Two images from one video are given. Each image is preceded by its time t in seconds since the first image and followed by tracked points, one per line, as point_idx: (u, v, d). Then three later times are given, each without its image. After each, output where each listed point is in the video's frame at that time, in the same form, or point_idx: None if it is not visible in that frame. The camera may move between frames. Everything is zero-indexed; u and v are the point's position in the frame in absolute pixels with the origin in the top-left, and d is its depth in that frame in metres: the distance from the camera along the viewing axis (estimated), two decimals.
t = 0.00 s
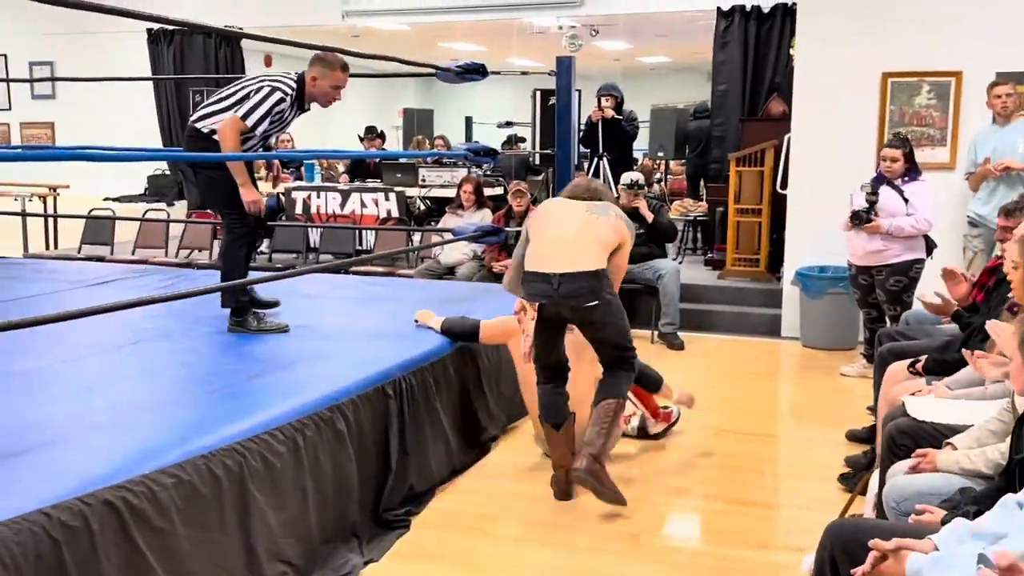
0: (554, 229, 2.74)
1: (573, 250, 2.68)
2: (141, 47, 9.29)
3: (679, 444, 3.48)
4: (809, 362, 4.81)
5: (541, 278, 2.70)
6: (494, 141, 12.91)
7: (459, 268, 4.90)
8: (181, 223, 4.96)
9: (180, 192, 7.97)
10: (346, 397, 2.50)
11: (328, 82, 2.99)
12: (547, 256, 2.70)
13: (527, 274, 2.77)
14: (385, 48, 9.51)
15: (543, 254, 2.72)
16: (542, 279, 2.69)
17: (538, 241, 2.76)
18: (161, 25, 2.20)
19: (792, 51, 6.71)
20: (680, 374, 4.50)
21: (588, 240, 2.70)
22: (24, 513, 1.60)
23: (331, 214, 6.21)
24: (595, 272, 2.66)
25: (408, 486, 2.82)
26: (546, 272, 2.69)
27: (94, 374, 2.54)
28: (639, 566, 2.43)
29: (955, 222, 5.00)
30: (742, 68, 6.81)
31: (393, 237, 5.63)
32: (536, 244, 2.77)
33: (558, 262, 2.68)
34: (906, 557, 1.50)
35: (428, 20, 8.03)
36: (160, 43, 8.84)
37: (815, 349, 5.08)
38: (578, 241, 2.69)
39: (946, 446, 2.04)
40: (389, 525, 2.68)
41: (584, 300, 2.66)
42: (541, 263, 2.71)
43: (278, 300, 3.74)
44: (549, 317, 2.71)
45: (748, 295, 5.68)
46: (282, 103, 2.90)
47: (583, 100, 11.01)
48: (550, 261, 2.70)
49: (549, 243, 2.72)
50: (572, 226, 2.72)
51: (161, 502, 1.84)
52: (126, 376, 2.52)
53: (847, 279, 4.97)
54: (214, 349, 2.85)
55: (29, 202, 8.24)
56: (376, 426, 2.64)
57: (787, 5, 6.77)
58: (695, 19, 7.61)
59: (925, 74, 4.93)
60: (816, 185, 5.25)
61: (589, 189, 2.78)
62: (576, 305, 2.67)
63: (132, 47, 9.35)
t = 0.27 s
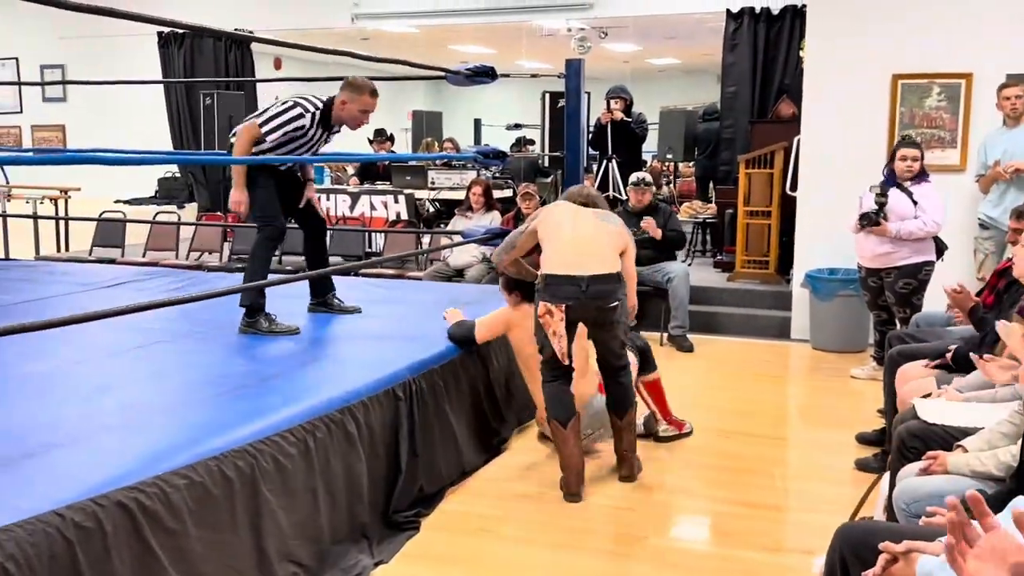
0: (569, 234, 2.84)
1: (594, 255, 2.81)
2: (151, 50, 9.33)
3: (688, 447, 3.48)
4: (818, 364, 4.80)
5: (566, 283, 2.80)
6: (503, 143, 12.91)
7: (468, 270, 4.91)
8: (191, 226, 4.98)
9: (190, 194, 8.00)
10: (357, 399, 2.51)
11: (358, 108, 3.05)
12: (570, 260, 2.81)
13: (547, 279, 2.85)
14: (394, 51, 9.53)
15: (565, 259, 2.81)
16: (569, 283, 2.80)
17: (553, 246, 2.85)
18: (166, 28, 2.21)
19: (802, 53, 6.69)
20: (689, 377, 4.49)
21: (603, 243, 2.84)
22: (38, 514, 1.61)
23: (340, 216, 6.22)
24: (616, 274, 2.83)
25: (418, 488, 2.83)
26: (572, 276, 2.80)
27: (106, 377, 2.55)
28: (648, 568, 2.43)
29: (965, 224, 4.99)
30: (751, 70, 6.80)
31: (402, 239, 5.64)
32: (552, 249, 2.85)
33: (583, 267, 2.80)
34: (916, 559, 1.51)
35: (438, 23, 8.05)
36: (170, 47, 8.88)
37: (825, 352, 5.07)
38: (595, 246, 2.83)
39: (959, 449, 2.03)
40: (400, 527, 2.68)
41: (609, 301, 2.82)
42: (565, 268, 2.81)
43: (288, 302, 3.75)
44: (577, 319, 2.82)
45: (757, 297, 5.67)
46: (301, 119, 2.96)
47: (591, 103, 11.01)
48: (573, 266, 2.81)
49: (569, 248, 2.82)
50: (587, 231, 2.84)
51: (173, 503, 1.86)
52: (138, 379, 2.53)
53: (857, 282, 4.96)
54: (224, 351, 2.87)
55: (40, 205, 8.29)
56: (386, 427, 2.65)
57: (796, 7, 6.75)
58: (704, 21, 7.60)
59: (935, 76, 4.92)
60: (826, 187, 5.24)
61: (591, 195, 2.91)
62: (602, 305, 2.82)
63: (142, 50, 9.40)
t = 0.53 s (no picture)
0: (573, 237, 2.98)
1: (596, 258, 2.96)
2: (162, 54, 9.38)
3: (698, 450, 3.48)
4: (828, 367, 4.79)
5: (568, 278, 2.92)
6: (512, 146, 12.92)
7: (478, 273, 4.92)
8: (202, 228, 5.01)
9: (200, 197, 8.04)
10: (368, 401, 2.52)
11: (372, 114, 3.08)
12: (573, 258, 2.93)
13: (548, 274, 2.95)
14: (403, 54, 9.55)
15: (568, 257, 2.94)
16: (571, 277, 2.91)
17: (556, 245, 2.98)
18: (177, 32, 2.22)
19: (811, 56, 6.68)
20: (698, 379, 4.49)
21: (606, 250, 2.99)
22: (53, 515, 1.62)
23: (350, 219, 6.24)
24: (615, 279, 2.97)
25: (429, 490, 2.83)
26: (573, 272, 2.92)
27: (118, 380, 2.57)
28: (658, 571, 2.44)
29: (976, 227, 4.97)
30: (761, 73, 6.79)
31: (411, 242, 5.66)
32: (555, 248, 2.98)
33: (585, 266, 2.93)
34: (928, 562, 1.51)
35: (447, 27, 8.06)
36: (181, 50, 8.94)
37: (835, 354, 5.06)
38: (597, 250, 2.97)
39: (969, 451, 2.03)
40: (410, 529, 2.69)
41: (607, 301, 2.95)
42: (567, 265, 2.93)
43: (298, 305, 3.77)
44: (574, 314, 2.93)
45: (767, 300, 5.66)
46: (316, 122, 3.01)
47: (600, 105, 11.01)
48: (575, 264, 2.93)
49: (572, 248, 2.95)
50: (591, 237, 2.99)
51: (187, 504, 1.87)
52: (150, 381, 2.55)
53: (867, 285, 4.95)
54: (236, 354, 2.88)
55: (52, 208, 8.33)
56: (397, 429, 2.66)
57: (806, 10, 6.73)
58: (714, 24, 7.59)
59: (945, 79, 4.91)
60: (835, 190, 5.23)
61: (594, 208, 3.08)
62: (599, 305, 2.95)
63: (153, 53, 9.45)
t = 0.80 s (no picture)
0: (544, 241, 2.95)
1: (570, 263, 2.93)
2: (172, 57, 9.44)
3: (706, 452, 3.48)
4: (837, 370, 4.78)
5: (545, 285, 2.90)
6: (520, 149, 12.94)
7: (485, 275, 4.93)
8: (211, 231, 5.03)
9: (210, 200, 8.08)
10: (376, 404, 2.53)
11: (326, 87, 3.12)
12: (548, 265, 2.91)
13: (525, 281, 2.93)
14: (412, 58, 9.59)
15: (542, 263, 2.91)
16: (548, 286, 2.90)
17: (529, 251, 2.95)
18: (186, 36, 2.24)
19: (820, 59, 6.67)
20: (707, 383, 4.49)
21: (577, 250, 2.97)
22: (63, 516, 1.64)
23: (359, 222, 6.26)
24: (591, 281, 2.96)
25: (437, 492, 2.84)
26: (549, 280, 2.91)
27: (127, 382, 2.58)
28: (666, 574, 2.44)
29: (985, 229, 4.96)
30: (769, 76, 6.79)
31: (419, 245, 5.67)
32: (528, 255, 2.95)
33: (560, 272, 2.91)
34: (933, 565, 1.51)
35: (456, 30, 8.09)
36: (191, 54, 8.99)
37: (843, 357, 5.05)
38: (570, 253, 2.95)
39: (977, 454, 2.03)
40: (417, 531, 2.69)
41: (584, 304, 2.95)
42: (542, 272, 2.91)
43: (306, 308, 3.78)
44: (554, 321, 2.92)
45: (775, 303, 5.65)
46: (279, 110, 3.04)
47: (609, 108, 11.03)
48: (550, 270, 2.92)
49: (546, 254, 2.93)
50: (561, 239, 2.96)
51: (196, 506, 1.88)
52: (160, 383, 2.56)
53: (876, 287, 4.94)
54: (245, 356, 2.89)
55: (63, 211, 8.39)
56: (405, 432, 2.67)
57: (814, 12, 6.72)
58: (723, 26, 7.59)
59: (954, 81, 4.90)
60: (843, 193, 5.22)
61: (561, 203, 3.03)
62: (578, 308, 2.95)
63: (164, 57, 9.50)
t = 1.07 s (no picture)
0: (535, 245, 2.96)
1: (568, 266, 2.96)
2: (185, 61, 9.49)
3: (718, 455, 3.47)
4: (849, 374, 4.77)
5: (552, 289, 2.89)
6: (531, 153, 12.96)
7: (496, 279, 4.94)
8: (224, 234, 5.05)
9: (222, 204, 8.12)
10: (387, 406, 2.54)
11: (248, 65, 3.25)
12: (550, 269, 2.92)
13: (531, 288, 2.89)
14: (423, 62, 9.62)
15: (543, 267, 2.91)
16: (557, 290, 2.89)
17: (525, 256, 2.93)
18: (197, 40, 2.25)
19: (831, 61, 6.65)
20: (718, 386, 4.48)
21: (562, 251, 3.00)
22: (80, 518, 1.65)
23: (370, 225, 6.27)
24: (589, 280, 3.00)
25: (449, 494, 2.85)
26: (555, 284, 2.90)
27: (141, 384, 2.60)
28: None
29: (998, 233, 4.94)
30: (780, 79, 6.78)
31: (431, 248, 5.68)
32: (525, 261, 2.93)
33: (563, 275, 2.92)
34: (949, 569, 1.52)
35: (467, 34, 8.11)
36: (203, 58, 9.05)
37: (856, 361, 5.03)
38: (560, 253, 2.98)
39: (992, 458, 2.02)
40: (430, 533, 2.70)
41: (589, 306, 2.95)
42: (546, 277, 2.91)
43: (319, 311, 3.79)
44: (564, 325, 2.91)
45: (786, 306, 5.63)
46: (214, 88, 3.12)
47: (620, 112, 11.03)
48: (552, 274, 2.92)
49: (543, 258, 2.93)
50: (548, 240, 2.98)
51: (211, 506, 1.89)
52: (174, 385, 2.58)
53: (888, 291, 4.93)
54: (258, 359, 2.91)
55: (76, 214, 8.44)
56: (417, 434, 2.68)
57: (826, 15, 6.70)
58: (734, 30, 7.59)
59: (967, 84, 4.89)
60: (855, 196, 5.21)
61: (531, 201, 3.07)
62: (584, 311, 2.94)
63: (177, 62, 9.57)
